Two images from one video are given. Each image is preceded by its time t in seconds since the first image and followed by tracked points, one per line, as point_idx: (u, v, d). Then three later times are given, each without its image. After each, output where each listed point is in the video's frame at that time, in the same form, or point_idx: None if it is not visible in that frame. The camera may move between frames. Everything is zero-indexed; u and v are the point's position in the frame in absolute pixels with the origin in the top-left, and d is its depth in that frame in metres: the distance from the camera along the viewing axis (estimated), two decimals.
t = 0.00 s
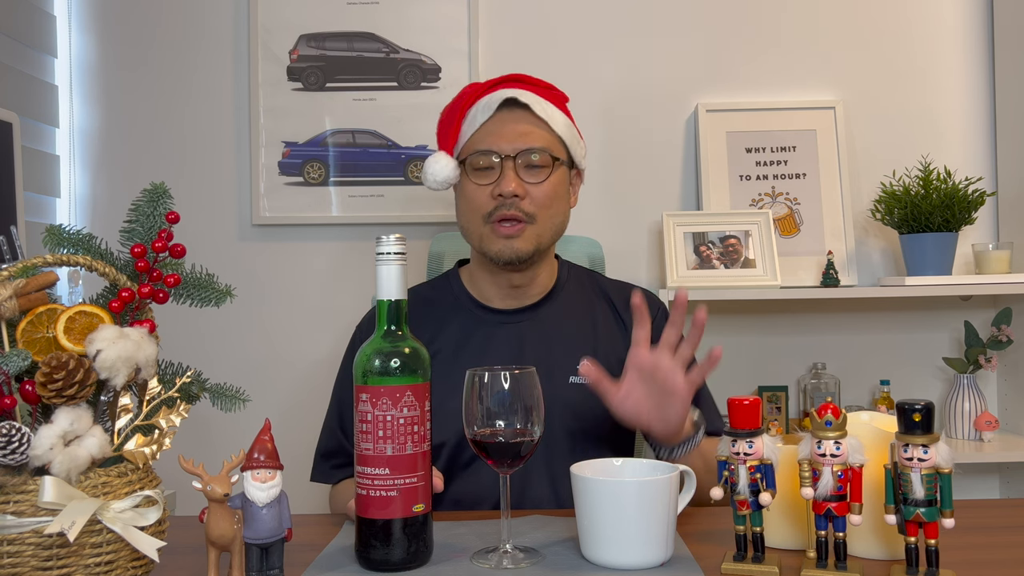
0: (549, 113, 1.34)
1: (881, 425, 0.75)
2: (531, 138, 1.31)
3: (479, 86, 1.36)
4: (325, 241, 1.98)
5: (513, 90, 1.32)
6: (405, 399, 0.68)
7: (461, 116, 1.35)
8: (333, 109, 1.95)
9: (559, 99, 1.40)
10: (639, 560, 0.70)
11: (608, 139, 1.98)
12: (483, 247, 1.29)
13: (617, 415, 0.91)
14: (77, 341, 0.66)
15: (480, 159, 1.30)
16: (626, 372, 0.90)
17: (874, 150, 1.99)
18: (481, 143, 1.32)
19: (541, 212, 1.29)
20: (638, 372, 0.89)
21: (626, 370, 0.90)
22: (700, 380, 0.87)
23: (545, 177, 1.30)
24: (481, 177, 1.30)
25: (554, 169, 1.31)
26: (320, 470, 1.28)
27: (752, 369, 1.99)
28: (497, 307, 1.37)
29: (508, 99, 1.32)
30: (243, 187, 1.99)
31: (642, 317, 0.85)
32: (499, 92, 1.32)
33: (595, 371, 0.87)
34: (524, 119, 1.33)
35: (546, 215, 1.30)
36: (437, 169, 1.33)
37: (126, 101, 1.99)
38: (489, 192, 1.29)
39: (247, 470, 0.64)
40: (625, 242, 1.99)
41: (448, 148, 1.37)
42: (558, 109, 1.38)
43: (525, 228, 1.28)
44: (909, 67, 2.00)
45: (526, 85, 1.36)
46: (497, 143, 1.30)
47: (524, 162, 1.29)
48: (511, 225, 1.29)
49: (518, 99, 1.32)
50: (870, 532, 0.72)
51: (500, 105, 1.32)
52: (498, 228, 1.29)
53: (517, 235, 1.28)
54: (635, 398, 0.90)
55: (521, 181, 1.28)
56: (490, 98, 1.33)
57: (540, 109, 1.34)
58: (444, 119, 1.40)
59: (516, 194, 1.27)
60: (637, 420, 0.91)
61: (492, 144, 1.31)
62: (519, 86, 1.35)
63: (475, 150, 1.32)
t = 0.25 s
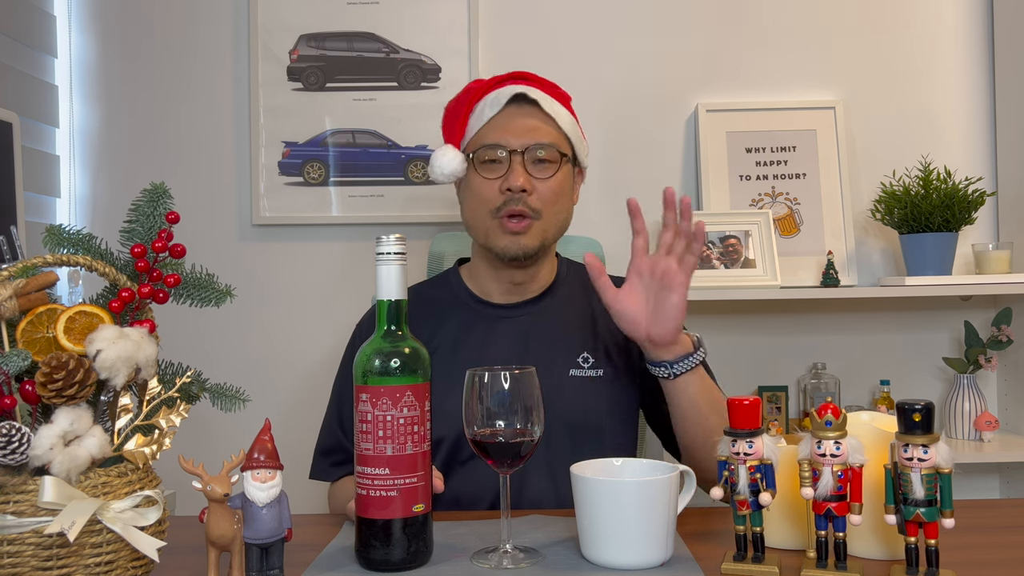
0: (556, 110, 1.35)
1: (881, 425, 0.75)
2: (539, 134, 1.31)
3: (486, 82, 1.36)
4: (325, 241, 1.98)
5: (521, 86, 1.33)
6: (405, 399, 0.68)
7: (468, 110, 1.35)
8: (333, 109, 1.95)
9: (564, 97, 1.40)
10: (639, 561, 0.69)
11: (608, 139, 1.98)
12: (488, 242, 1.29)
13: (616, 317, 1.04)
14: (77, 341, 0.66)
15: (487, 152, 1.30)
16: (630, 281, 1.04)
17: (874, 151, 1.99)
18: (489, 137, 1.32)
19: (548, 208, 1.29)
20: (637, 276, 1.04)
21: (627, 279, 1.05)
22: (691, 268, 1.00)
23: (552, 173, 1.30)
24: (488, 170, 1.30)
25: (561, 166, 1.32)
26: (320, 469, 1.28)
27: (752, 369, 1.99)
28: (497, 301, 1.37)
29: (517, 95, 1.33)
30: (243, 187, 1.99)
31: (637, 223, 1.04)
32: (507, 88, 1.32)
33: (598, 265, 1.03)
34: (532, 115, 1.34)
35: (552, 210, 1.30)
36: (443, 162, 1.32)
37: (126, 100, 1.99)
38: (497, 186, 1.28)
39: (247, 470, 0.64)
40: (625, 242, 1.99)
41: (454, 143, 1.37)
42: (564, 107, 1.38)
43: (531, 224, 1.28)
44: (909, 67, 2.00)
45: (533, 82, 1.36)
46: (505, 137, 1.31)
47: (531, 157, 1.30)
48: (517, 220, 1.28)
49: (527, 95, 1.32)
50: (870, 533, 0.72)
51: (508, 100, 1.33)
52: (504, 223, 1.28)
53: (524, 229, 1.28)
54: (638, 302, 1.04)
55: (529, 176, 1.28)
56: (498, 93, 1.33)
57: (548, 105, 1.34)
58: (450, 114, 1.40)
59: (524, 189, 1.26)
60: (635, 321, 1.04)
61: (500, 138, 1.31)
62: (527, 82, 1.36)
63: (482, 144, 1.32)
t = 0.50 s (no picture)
0: (556, 120, 1.34)
1: (881, 425, 0.75)
2: (539, 149, 1.30)
3: (486, 90, 1.35)
4: (325, 241, 1.98)
5: (522, 98, 1.31)
6: (405, 399, 0.68)
7: (467, 121, 1.35)
8: (333, 109, 1.95)
9: (565, 101, 1.39)
10: (639, 561, 0.69)
11: (608, 139, 1.98)
12: (488, 258, 1.29)
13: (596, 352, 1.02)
14: (77, 341, 0.66)
15: (488, 168, 1.29)
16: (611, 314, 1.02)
17: (874, 151, 1.99)
18: (489, 151, 1.31)
19: (548, 223, 1.29)
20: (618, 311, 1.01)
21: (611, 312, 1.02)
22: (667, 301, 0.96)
23: (552, 188, 1.30)
24: (488, 186, 1.30)
25: (562, 179, 1.31)
26: (320, 469, 1.28)
27: (752, 369, 1.99)
28: (498, 305, 1.37)
29: (517, 108, 1.31)
30: (243, 187, 1.99)
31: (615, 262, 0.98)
32: (507, 99, 1.31)
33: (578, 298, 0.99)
34: (532, 127, 1.32)
35: (553, 226, 1.30)
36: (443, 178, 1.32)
37: (126, 100, 1.99)
38: (497, 203, 1.28)
39: (247, 470, 0.64)
40: (625, 242, 1.99)
41: (455, 154, 1.37)
42: (565, 114, 1.37)
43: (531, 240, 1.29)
44: (909, 67, 2.00)
45: (533, 90, 1.35)
46: (505, 152, 1.30)
47: (532, 173, 1.29)
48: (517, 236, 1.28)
49: (527, 108, 1.31)
50: (870, 533, 0.72)
51: (508, 113, 1.31)
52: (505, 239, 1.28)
53: (524, 247, 1.28)
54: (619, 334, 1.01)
55: (529, 194, 1.28)
56: (498, 105, 1.31)
57: (548, 117, 1.33)
58: (449, 123, 1.39)
59: (525, 208, 1.26)
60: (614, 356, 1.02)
61: (500, 153, 1.30)
62: (526, 92, 1.35)
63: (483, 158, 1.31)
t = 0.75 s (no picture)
0: (555, 133, 1.32)
1: (881, 425, 0.75)
2: (538, 164, 1.29)
3: (483, 100, 1.32)
4: (324, 241, 1.98)
5: (521, 111, 1.29)
6: (405, 399, 0.68)
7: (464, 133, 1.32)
8: (333, 109, 1.95)
9: (563, 109, 1.38)
10: (639, 560, 0.69)
11: (608, 139, 1.98)
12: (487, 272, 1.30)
13: (589, 425, 0.93)
14: (77, 341, 0.66)
15: (486, 184, 1.29)
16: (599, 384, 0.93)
17: (874, 150, 1.99)
18: (487, 166, 1.30)
19: (548, 240, 1.29)
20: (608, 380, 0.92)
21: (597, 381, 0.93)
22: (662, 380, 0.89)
23: (551, 204, 1.30)
24: (487, 203, 1.30)
25: (562, 195, 1.31)
26: (320, 468, 1.28)
27: (752, 369, 1.99)
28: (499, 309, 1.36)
29: (516, 122, 1.29)
30: (243, 188, 1.99)
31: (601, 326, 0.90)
32: (506, 112, 1.29)
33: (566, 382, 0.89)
34: (531, 140, 1.31)
35: (552, 241, 1.30)
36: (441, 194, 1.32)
37: (126, 100, 1.99)
38: (495, 219, 1.29)
39: (247, 470, 0.64)
40: (625, 242, 1.99)
41: (452, 166, 1.35)
42: (565, 123, 1.36)
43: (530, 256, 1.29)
44: (909, 67, 2.00)
45: (532, 101, 1.33)
46: (503, 169, 1.29)
47: (530, 189, 1.29)
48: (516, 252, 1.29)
49: (526, 122, 1.29)
50: (870, 532, 0.72)
51: (506, 127, 1.29)
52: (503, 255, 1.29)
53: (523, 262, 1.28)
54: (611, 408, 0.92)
55: (528, 210, 1.28)
56: (496, 118, 1.29)
57: (547, 129, 1.31)
58: (446, 133, 1.37)
59: (523, 225, 1.26)
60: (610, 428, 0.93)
61: (498, 169, 1.29)
62: (524, 104, 1.32)
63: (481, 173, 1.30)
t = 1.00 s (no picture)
0: (551, 116, 1.34)
1: (881, 425, 0.75)
2: (533, 143, 1.30)
3: (479, 88, 1.35)
4: (324, 241, 1.98)
5: (515, 93, 1.31)
6: (405, 399, 0.68)
7: (461, 119, 1.34)
8: (333, 109, 1.95)
9: (560, 98, 1.39)
10: (639, 561, 0.70)
11: (608, 140, 1.98)
12: (484, 253, 1.29)
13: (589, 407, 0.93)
14: (77, 341, 0.66)
15: (481, 164, 1.30)
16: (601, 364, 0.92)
17: (873, 151, 1.99)
18: (483, 148, 1.31)
19: (545, 218, 1.29)
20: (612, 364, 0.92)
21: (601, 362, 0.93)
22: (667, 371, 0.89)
23: (547, 183, 1.30)
24: (483, 183, 1.31)
25: (557, 174, 1.32)
26: (321, 468, 1.28)
27: (752, 369, 1.99)
28: (500, 306, 1.37)
29: (510, 103, 1.31)
30: (243, 188, 1.99)
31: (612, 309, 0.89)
32: (500, 95, 1.31)
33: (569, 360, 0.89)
34: (526, 123, 1.32)
35: (549, 220, 1.30)
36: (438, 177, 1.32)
37: (126, 99, 1.99)
38: (492, 199, 1.29)
39: (247, 470, 0.64)
40: (625, 242, 1.99)
41: (449, 152, 1.36)
42: (560, 110, 1.37)
43: (527, 235, 1.28)
44: (909, 67, 2.00)
45: (527, 87, 1.35)
46: (499, 147, 1.30)
47: (527, 167, 1.29)
48: (513, 232, 1.28)
49: (521, 103, 1.31)
50: (870, 532, 0.72)
51: (501, 109, 1.31)
52: (501, 235, 1.28)
53: (521, 242, 1.28)
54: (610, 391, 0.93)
55: (524, 188, 1.28)
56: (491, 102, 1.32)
57: (542, 111, 1.33)
58: (444, 122, 1.39)
59: (520, 202, 1.26)
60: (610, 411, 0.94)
61: (494, 149, 1.30)
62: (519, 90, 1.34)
63: (477, 155, 1.32)
